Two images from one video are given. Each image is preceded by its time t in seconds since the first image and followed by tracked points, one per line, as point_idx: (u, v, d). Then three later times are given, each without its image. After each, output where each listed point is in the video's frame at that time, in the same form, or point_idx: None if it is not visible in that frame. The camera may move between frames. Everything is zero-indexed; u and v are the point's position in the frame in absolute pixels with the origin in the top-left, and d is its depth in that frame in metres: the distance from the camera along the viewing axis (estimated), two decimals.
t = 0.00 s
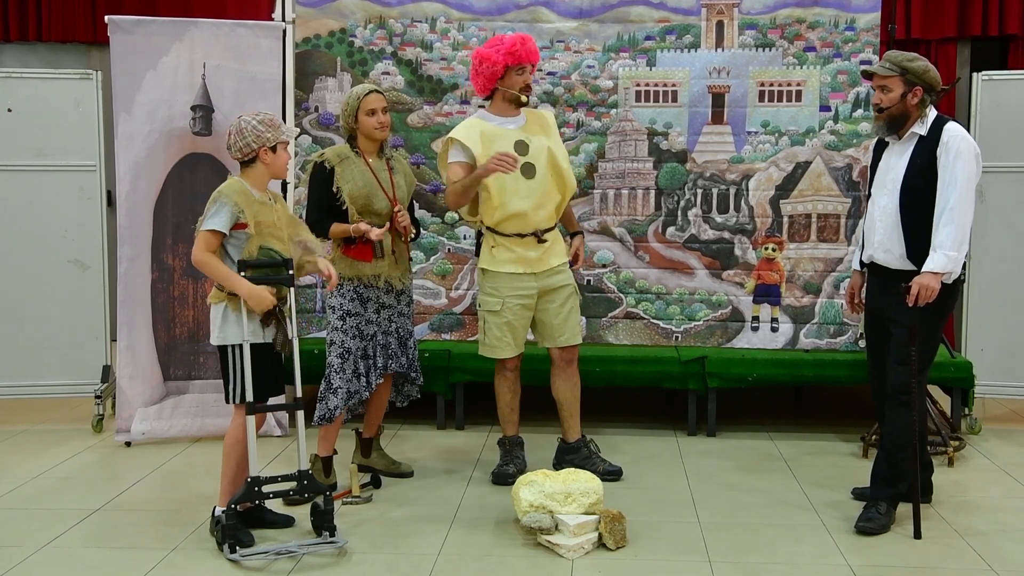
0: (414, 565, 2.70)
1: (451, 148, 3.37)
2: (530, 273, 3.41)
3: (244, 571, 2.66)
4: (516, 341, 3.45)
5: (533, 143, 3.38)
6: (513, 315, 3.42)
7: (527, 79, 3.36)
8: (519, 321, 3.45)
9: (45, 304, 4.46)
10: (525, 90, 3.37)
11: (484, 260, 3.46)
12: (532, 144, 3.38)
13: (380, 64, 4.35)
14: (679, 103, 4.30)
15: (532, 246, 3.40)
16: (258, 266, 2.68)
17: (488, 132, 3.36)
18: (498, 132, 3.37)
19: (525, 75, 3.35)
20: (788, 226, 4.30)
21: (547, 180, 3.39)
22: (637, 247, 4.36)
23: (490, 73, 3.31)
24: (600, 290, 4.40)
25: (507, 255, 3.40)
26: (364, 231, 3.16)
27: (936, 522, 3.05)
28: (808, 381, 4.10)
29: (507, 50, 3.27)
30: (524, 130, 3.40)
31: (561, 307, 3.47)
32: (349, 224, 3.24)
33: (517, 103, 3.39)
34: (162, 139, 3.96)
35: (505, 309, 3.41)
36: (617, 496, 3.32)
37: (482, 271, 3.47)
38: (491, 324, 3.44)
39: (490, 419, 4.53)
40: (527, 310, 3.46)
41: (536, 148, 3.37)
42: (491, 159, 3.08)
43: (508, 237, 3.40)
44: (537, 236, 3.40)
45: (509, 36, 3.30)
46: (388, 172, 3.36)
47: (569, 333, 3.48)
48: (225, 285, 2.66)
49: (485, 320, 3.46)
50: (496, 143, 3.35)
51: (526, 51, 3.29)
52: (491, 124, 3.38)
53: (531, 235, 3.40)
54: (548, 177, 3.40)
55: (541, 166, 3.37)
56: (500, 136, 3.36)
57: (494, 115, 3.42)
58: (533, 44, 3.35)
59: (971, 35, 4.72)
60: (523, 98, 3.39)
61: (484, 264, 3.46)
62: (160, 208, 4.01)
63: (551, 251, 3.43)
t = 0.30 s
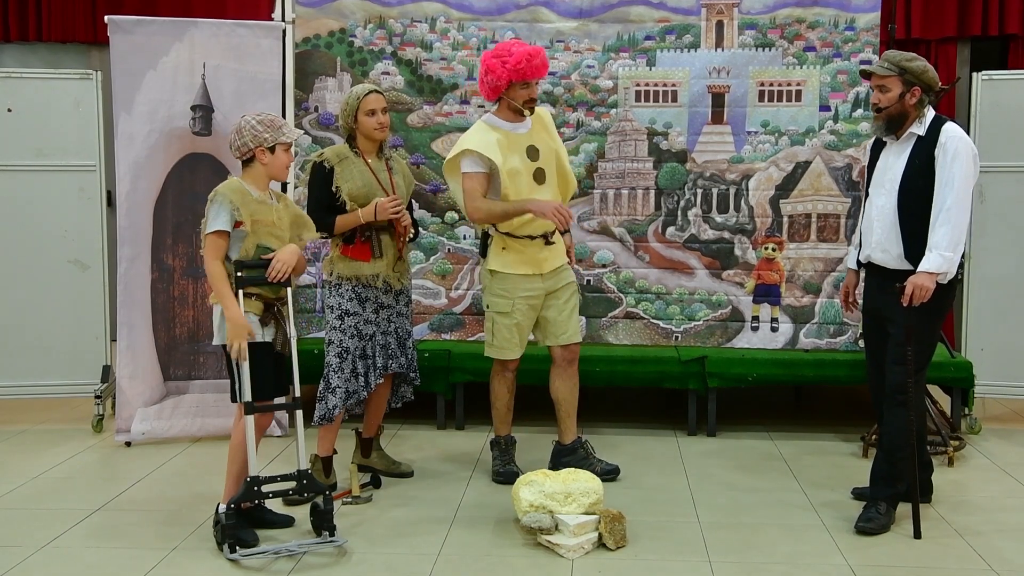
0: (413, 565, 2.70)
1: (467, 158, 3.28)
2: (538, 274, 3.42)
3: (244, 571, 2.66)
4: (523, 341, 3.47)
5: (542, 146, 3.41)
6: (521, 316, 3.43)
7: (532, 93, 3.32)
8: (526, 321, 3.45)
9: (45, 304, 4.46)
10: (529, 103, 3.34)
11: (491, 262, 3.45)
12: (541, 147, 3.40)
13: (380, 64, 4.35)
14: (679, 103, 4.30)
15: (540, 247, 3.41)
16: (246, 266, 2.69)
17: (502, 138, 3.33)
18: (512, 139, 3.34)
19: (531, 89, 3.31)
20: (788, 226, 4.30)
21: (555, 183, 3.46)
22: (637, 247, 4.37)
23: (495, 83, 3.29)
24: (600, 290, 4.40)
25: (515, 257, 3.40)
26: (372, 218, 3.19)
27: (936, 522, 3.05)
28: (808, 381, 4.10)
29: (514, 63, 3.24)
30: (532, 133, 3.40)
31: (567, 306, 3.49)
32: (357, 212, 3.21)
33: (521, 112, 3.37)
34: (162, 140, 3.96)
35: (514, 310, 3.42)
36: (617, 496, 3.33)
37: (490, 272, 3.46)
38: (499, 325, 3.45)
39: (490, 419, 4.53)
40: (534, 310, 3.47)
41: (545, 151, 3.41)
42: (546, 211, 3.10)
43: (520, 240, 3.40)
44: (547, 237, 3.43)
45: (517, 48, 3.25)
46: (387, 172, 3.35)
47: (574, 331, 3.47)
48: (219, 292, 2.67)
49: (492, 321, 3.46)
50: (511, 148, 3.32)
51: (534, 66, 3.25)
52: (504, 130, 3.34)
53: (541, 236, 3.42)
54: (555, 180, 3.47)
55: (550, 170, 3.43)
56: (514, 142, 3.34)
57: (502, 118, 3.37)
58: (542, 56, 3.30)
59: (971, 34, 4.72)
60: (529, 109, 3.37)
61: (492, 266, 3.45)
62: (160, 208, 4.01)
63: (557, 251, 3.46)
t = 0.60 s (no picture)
0: (413, 565, 2.70)
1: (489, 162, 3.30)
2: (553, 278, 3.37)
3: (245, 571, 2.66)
4: (535, 344, 3.45)
5: (567, 153, 3.38)
6: (533, 320, 3.41)
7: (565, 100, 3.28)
8: (538, 323, 3.42)
9: (45, 304, 4.45)
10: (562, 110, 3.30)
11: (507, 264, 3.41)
12: (567, 155, 3.37)
13: (379, 64, 4.35)
14: (679, 103, 4.30)
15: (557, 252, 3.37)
16: (249, 266, 2.71)
17: (529, 145, 3.31)
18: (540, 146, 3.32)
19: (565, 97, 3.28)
20: (788, 226, 4.30)
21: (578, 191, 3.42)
22: (637, 247, 4.37)
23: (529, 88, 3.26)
24: (600, 290, 4.40)
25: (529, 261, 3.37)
26: (372, 215, 3.20)
27: (936, 522, 3.05)
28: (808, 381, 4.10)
29: (551, 69, 3.20)
30: (559, 139, 3.37)
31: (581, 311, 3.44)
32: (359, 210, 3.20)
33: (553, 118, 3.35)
34: (162, 139, 3.96)
35: (526, 314, 3.39)
36: (616, 496, 3.32)
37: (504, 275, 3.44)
38: (512, 328, 3.42)
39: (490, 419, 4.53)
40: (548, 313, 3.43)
41: (570, 158, 3.38)
42: (549, 270, 3.16)
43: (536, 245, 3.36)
44: (565, 241, 3.38)
45: (556, 55, 3.22)
46: (387, 172, 3.36)
47: (589, 331, 3.43)
48: (222, 291, 2.66)
49: (505, 324, 3.44)
50: (534, 155, 3.30)
51: (571, 75, 3.21)
52: (531, 136, 3.32)
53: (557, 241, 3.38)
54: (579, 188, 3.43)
55: (574, 177, 3.40)
56: (541, 149, 3.32)
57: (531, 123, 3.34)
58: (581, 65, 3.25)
59: (971, 34, 4.72)
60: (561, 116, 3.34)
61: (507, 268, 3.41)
62: (160, 208, 4.01)
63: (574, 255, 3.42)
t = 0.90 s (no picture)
0: (412, 564, 2.69)
1: (536, 152, 3.18)
2: (601, 280, 3.19)
3: (244, 571, 2.65)
4: (584, 350, 3.25)
5: (622, 149, 3.19)
6: (582, 322, 3.20)
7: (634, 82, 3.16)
8: (588, 327, 3.22)
9: (45, 303, 4.46)
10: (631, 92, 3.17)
11: (553, 265, 3.21)
12: (621, 150, 3.18)
13: (379, 63, 4.35)
14: (679, 103, 4.30)
15: (605, 252, 3.19)
16: (265, 271, 2.67)
17: (581, 132, 3.14)
18: (594, 135, 3.16)
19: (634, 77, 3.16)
20: (787, 226, 4.30)
21: (630, 190, 3.20)
22: (637, 247, 4.38)
23: (598, 68, 3.13)
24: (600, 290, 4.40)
25: (580, 260, 3.18)
26: (372, 219, 3.18)
27: (935, 522, 3.05)
28: (808, 381, 4.10)
29: (620, 46, 3.11)
30: (614, 135, 3.20)
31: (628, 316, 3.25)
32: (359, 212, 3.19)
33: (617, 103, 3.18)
34: (161, 139, 3.96)
35: (576, 317, 3.19)
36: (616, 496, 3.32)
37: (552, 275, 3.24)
38: (559, 332, 3.22)
39: (490, 418, 4.53)
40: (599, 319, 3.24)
41: (624, 154, 3.19)
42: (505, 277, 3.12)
43: (582, 241, 3.18)
44: (611, 241, 3.21)
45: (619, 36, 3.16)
46: (386, 173, 3.36)
47: (636, 343, 3.22)
48: (241, 297, 2.60)
49: (553, 327, 3.23)
50: (583, 146, 3.14)
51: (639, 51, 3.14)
52: (586, 124, 3.17)
53: (604, 240, 3.20)
54: (632, 188, 3.22)
55: (626, 175, 3.19)
56: (594, 139, 3.15)
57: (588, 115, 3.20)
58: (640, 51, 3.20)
59: (971, 34, 4.72)
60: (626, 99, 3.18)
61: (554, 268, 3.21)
62: (159, 207, 4.01)
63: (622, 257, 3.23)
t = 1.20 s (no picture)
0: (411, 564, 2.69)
1: (564, 138, 3.08)
2: (633, 274, 3.09)
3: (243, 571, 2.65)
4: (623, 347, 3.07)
5: (651, 138, 3.12)
6: (619, 317, 3.07)
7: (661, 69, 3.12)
8: (625, 323, 3.08)
9: (45, 301, 4.46)
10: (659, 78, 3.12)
11: (586, 258, 3.09)
12: (651, 138, 3.11)
13: (379, 63, 4.34)
14: (678, 102, 4.30)
15: (638, 245, 3.10)
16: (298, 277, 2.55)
17: (611, 118, 3.07)
18: (623, 122, 3.09)
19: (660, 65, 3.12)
20: (787, 225, 4.29)
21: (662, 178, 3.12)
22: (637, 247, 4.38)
23: (625, 55, 3.07)
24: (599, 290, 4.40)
25: (613, 252, 3.07)
26: (379, 222, 3.21)
27: (935, 522, 3.05)
28: (807, 381, 4.10)
29: (647, 34, 3.07)
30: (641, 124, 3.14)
31: (655, 316, 3.17)
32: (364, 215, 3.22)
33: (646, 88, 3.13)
34: (161, 138, 3.96)
35: (614, 310, 3.04)
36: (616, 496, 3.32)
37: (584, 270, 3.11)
38: (597, 328, 3.06)
39: (489, 418, 4.53)
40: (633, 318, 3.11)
41: (654, 142, 3.11)
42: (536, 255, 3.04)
43: (615, 232, 3.08)
44: (644, 235, 3.13)
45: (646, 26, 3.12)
46: (397, 174, 3.36)
47: (658, 346, 3.19)
48: (275, 303, 2.48)
49: (589, 323, 3.08)
50: (613, 132, 3.06)
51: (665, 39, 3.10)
52: (614, 111, 3.10)
53: (637, 233, 3.11)
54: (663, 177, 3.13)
55: (659, 163, 3.10)
56: (624, 125, 3.08)
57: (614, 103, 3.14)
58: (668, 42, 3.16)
59: (971, 34, 4.72)
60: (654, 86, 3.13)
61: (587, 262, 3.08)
62: (159, 206, 4.01)
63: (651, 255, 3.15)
